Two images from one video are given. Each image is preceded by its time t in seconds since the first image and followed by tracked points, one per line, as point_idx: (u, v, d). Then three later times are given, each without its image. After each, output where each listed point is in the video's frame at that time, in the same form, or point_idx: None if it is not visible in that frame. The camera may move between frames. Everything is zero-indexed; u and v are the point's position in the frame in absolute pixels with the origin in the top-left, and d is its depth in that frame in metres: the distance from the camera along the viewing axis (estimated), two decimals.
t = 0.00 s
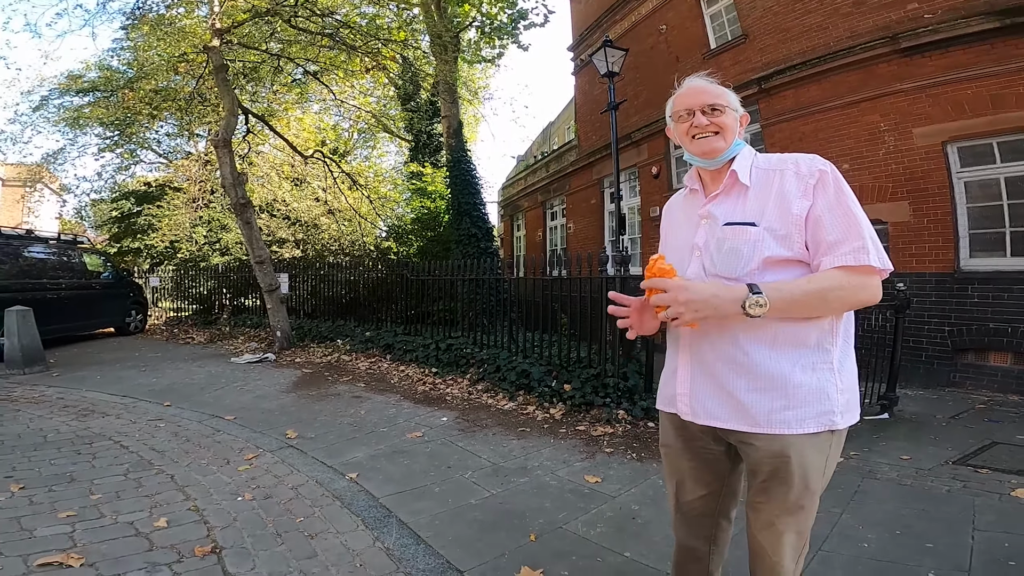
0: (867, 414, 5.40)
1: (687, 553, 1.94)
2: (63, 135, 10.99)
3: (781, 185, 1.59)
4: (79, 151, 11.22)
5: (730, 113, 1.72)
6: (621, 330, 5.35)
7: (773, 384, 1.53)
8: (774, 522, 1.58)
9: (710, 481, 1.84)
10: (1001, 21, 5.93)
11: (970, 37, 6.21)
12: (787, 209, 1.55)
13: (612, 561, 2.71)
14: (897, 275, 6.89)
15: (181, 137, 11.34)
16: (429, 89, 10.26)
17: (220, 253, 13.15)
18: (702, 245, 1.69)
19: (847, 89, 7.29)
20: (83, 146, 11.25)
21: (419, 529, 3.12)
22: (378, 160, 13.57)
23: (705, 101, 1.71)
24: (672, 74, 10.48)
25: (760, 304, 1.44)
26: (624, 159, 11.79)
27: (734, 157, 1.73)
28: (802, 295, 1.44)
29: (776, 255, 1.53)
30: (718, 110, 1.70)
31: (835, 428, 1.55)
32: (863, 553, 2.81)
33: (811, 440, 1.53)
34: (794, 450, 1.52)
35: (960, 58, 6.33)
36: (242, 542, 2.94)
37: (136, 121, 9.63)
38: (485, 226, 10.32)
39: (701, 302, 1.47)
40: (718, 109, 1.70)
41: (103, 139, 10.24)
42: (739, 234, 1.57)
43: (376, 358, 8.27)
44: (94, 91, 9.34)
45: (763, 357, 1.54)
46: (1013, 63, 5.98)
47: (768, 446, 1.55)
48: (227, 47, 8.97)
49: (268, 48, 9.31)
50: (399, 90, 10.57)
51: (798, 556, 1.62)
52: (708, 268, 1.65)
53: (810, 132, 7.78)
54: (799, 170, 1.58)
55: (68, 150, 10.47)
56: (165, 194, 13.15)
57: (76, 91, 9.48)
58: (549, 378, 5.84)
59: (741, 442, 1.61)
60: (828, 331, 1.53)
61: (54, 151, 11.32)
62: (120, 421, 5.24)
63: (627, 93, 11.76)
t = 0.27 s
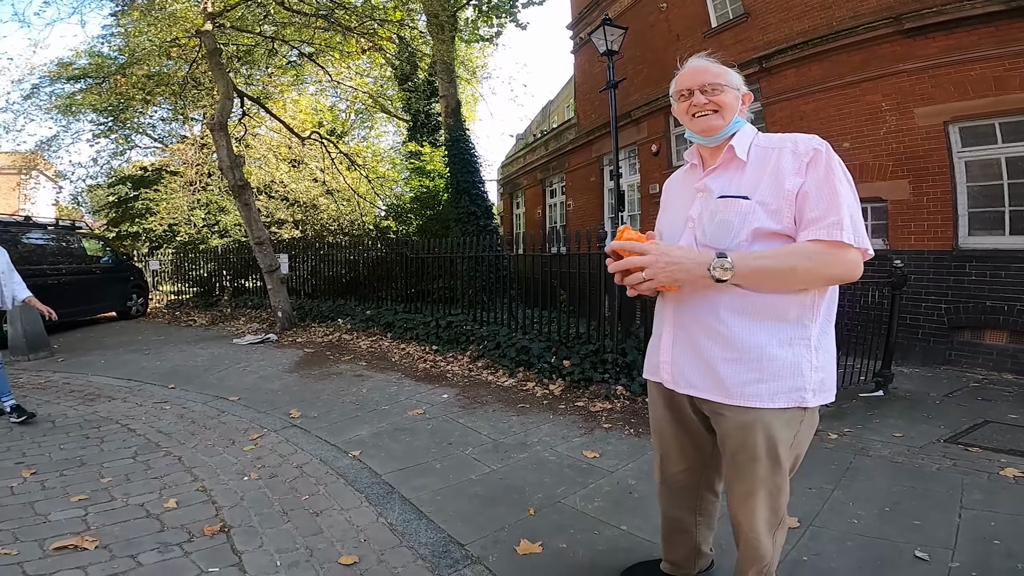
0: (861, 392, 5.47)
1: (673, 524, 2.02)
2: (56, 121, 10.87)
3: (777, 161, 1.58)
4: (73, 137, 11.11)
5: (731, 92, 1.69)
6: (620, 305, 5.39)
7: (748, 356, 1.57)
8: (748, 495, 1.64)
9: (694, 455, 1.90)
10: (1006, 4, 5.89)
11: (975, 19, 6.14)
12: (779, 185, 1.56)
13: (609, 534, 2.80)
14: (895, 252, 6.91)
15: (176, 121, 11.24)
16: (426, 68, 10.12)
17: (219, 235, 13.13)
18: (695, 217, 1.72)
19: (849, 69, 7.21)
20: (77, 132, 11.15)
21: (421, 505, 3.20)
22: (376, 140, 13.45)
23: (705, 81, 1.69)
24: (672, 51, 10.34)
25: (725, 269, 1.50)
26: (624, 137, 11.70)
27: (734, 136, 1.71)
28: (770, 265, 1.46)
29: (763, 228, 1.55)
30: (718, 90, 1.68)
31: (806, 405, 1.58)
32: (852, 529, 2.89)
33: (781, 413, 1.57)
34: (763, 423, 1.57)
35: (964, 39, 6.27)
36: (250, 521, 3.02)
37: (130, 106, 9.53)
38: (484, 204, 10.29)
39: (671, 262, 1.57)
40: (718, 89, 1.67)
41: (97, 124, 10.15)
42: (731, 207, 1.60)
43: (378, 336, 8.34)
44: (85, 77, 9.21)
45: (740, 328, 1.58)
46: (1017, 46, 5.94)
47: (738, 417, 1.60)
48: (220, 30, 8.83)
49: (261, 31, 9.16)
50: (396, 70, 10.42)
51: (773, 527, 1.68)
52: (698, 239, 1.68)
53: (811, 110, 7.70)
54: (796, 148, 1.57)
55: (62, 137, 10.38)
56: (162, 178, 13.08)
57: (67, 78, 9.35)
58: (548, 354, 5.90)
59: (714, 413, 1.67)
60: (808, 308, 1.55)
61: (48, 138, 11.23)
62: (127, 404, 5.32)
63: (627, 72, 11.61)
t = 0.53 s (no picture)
0: (863, 391, 5.47)
1: (673, 521, 2.04)
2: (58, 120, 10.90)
3: (780, 160, 1.59)
4: (76, 136, 11.14)
5: (745, 90, 1.70)
6: (622, 304, 5.41)
7: (739, 353, 1.59)
8: (740, 494, 1.65)
9: (693, 452, 1.92)
10: (1008, 2, 5.87)
11: (977, 18, 6.12)
12: (779, 184, 1.56)
13: (610, 532, 2.81)
14: (897, 251, 6.91)
15: (178, 120, 11.26)
16: (427, 67, 10.12)
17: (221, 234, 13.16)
18: (695, 212, 1.72)
19: (851, 68, 7.20)
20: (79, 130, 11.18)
21: (424, 502, 3.22)
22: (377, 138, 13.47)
23: (719, 76, 1.69)
24: (673, 50, 10.32)
25: (714, 269, 1.52)
26: (625, 136, 11.69)
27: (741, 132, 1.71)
28: (760, 264, 1.48)
29: (761, 226, 1.56)
30: (732, 85, 1.69)
31: (797, 405, 1.59)
32: (853, 528, 2.90)
33: (772, 411, 1.58)
34: (754, 421, 1.59)
35: (966, 38, 6.25)
36: (253, 518, 3.04)
37: (132, 105, 9.55)
38: (485, 202, 10.30)
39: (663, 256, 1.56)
40: (731, 84, 1.68)
41: (99, 124, 10.17)
42: (731, 204, 1.61)
43: (380, 335, 8.36)
44: (87, 76, 9.23)
45: (733, 325, 1.59)
46: (1019, 45, 5.93)
47: (729, 414, 1.62)
48: (221, 30, 8.83)
49: (262, 29, 9.14)
50: (397, 69, 10.41)
51: (767, 525, 1.69)
52: (697, 234, 1.69)
53: (813, 109, 7.69)
54: (800, 149, 1.58)
55: (65, 137, 10.41)
56: (164, 177, 13.12)
57: (69, 77, 9.37)
58: (550, 352, 5.91)
59: (706, 410, 1.69)
60: (801, 308, 1.56)
61: (51, 137, 11.26)
62: (131, 402, 5.35)
63: (628, 70, 11.60)
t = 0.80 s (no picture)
0: (864, 393, 5.45)
1: (675, 522, 2.03)
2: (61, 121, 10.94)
3: (780, 161, 1.58)
4: (78, 137, 11.18)
5: (734, 87, 1.69)
6: (622, 306, 5.40)
7: (750, 358, 1.57)
8: (751, 497, 1.64)
9: (698, 453, 1.90)
10: (1010, 3, 5.87)
11: (978, 19, 6.12)
12: (781, 185, 1.56)
13: (610, 534, 2.80)
14: (898, 253, 6.89)
15: (180, 121, 11.29)
16: (428, 68, 10.12)
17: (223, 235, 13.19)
18: (698, 216, 1.71)
19: (852, 69, 7.20)
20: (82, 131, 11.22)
21: (423, 503, 3.21)
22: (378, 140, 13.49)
23: (707, 75, 1.69)
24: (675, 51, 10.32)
25: (724, 274, 1.51)
26: (626, 137, 11.69)
27: (734, 130, 1.70)
28: (769, 269, 1.47)
29: (766, 230, 1.55)
30: (721, 84, 1.68)
31: (809, 407, 1.58)
32: (854, 530, 2.89)
33: (785, 414, 1.57)
34: (766, 425, 1.58)
35: (968, 39, 6.24)
36: (252, 519, 3.04)
37: (134, 107, 9.58)
38: (486, 203, 10.30)
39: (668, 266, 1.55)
40: (719, 83, 1.68)
41: (102, 125, 10.21)
42: (733, 208, 1.60)
43: (380, 336, 8.37)
44: (90, 78, 9.27)
45: (743, 330, 1.58)
46: (1021, 45, 5.92)
47: (742, 419, 1.60)
48: (223, 31, 8.85)
49: (264, 31, 9.12)
50: (398, 70, 10.43)
51: (775, 528, 1.68)
52: (700, 239, 1.68)
53: (814, 110, 7.69)
54: (799, 148, 1.57)
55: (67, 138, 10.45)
56: (167, 178, 13.16)
57: (72, 79, 9.40)
58: (551, 354, 5.91)
59: (718, 414, 1.67)
60: (811, 309, 1.55)
61: (53, 138, 11.30)
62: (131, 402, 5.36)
63: (629, 72, 11.60)
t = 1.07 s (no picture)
0: (863, 394, 5.46)
1: (676, 523, 2.03)
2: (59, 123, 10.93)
3: (782, 163, 1.59)
4: (77, 138, 11.17)
5: (733, 91, 1.70)
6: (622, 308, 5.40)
7: (757, 361, 1.58)
8: (757, 498, 1.65)
9: (702, 455, 1.91)
10: (1006, 5, 5.92)
11: (974, 21, 6.16)
12: (784, 188, 1.56)
13: (610, 535, 2.80)
14: (896, 255, 6.91)
15: (178, 123, 11.28)
16: (427, 70, 10.14)
17: (222, 237, 13.19)
18: (700, 219, 1.72)
19: (850, 71, 7.23)
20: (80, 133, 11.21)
21: (422, 505, 3.21)
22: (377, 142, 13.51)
23: (706, 80, 1.70)
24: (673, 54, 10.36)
25: (730, 276, 1.51)
26: (625, 140, 11.72)
27: (734, 133, 1.71)
28: (776, 271, 1.47)
29: (769, 232, 1.56)
30: (719, 88, 1.70)
31: (815, 408, 1.58)
32: (853, 530, 2.89)
33: (791, 416, 1.58)
34: (773, 427, 1.58)
35: (964, 41, 6.29)
36: (252, 520, 3.04)
37: (133, 108, 9.58)
38: (485, 205, 10.31)
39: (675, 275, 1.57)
40: (717, 87, 1.69)
41: (101, 127, 10.20)
42: (735, 211, 1.60)
43: (379, 338, 8.38)
44: (89, 79, 9.26)
45: (748, 333, 1.58)
46: (1017, 47, 5.97)
47: (749, 421, 1.61)
48: (222, 33, 8.85)
49: (264, 33, 9.15)
50: (398, 72, 10.44)
51: (779, 530, 1.69)
52: (704, 241, 1.69)
53: (812, 113, 7.72)
54: (801, 151, 1.57)
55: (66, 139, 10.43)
56: (165, 180, 13.16)
57: (71, 80, 9.39)
58: (550, 356, 5.91)
59: (724, 417, 1.68)
60: (816, 311, 1.55)
61: (52, 140, 11.30)
62: (130, 404, 5.35)
63: (628, 74, 11.64)
